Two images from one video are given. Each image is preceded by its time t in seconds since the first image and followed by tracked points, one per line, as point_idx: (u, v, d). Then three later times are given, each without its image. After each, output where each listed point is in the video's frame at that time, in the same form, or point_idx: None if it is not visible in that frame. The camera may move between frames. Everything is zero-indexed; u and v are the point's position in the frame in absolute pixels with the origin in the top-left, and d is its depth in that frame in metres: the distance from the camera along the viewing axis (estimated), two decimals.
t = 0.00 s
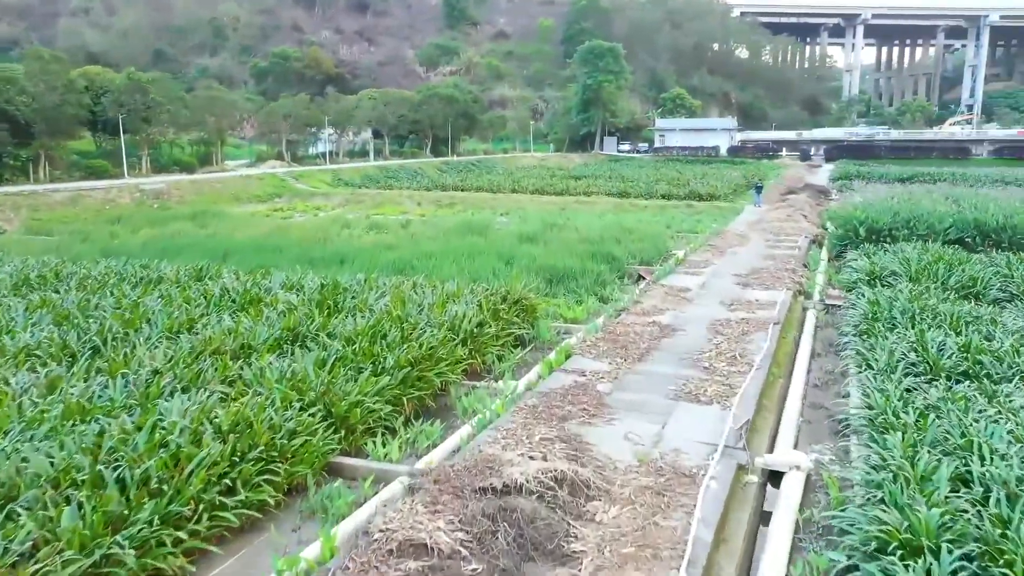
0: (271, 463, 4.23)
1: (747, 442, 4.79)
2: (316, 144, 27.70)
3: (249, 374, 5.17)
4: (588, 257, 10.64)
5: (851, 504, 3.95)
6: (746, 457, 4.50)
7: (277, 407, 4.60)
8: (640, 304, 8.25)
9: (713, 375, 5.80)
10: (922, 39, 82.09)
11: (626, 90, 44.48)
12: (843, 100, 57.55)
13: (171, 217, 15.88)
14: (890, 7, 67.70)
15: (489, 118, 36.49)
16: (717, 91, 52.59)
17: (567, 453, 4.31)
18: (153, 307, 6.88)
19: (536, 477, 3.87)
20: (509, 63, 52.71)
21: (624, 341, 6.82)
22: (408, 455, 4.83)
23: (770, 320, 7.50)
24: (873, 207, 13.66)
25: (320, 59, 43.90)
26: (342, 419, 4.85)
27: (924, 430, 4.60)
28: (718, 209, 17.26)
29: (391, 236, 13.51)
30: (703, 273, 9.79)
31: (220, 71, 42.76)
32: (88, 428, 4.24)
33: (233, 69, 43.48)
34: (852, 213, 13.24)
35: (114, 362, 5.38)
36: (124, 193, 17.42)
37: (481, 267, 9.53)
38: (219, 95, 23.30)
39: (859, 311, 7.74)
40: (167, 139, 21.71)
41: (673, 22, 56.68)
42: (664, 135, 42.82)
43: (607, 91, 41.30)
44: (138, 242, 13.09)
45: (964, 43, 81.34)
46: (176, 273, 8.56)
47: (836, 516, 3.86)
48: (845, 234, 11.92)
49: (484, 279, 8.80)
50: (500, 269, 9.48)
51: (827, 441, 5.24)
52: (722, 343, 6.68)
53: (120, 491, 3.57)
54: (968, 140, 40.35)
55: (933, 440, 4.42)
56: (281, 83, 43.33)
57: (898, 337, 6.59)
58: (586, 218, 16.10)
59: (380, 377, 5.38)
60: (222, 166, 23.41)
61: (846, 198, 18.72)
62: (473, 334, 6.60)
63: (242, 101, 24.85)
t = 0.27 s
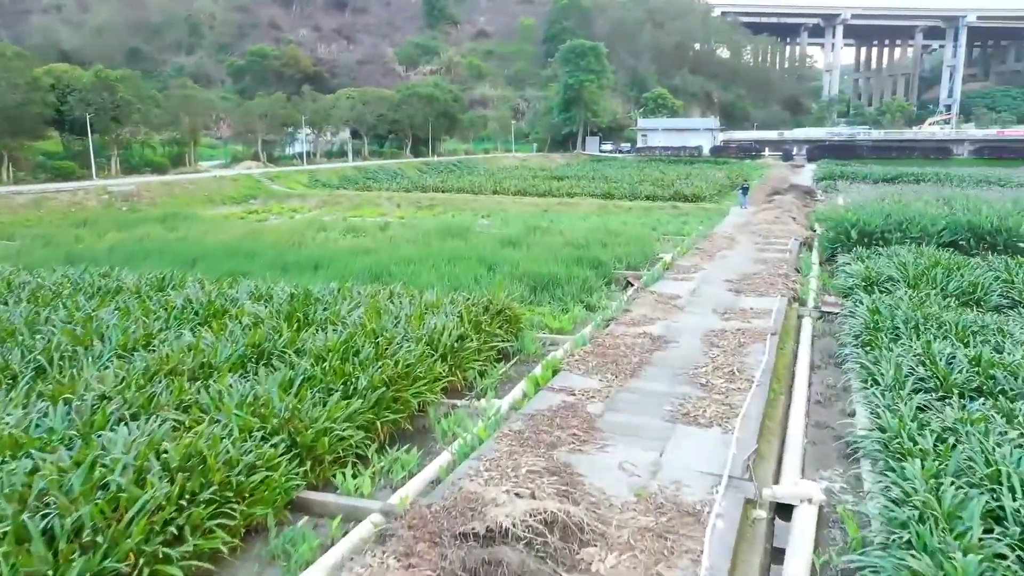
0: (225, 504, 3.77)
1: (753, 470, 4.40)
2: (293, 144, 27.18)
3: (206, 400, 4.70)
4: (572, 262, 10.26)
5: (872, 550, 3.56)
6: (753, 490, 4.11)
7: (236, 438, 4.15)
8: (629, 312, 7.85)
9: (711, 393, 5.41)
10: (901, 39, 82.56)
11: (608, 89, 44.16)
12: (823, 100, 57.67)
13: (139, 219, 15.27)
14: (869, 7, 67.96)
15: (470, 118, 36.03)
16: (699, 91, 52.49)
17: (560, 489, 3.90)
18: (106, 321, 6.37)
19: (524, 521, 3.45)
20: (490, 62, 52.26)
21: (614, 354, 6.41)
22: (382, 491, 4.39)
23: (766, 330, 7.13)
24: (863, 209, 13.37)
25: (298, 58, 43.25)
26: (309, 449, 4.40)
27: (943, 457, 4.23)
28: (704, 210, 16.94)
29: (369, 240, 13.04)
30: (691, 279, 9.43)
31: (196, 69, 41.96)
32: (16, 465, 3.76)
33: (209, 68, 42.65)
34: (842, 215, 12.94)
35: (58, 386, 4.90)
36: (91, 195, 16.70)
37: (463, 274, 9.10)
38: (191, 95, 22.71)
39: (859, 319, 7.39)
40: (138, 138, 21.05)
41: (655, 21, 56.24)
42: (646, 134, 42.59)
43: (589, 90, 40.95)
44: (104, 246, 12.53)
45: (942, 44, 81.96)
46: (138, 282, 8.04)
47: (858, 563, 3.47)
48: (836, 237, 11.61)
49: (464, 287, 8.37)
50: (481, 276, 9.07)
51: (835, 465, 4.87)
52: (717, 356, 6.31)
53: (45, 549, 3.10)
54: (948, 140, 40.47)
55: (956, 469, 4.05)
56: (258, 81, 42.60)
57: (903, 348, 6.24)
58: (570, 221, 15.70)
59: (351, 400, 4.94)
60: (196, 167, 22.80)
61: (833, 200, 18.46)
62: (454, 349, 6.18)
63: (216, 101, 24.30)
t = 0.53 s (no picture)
0: (172, 557, 3.32)
1: (763, 503, 4.01)
2: (270, 145, 26.59)
3: (157, 429, 4.24)
4: (558, 267, 9.86)
5: None
6: (766, 530, 3.71)
7: (188, 477, 3.69)
8: (619, 321, 7.45)
9: (712, 413, 5.01)
10: (881, 40, 82.95)
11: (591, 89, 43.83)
12: (805, 100, 57.76)
13: (107, 223, 14.66)
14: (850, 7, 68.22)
15: (452, 117, 35.56)
16: (681, 91, 52.32)
17: (554, 534, 3.49)
18: (56, 336, 5.86)
19: None
20: (472, 61, 51.79)
21: (605, 369, 6.00)
22: (354, 531, 3.96)
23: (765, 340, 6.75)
24: (854, 211, 13.08)
25: (277, 56, 42.56)
26: (271, 487, 3.96)
27: (972, 489, 3.86)
28: (690, 212, 16.60)
29: (346, 244, 12.56)
30: (682, 285, 9.04)
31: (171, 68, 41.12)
32: None
33: (186, 66, 41.79)
34: (833, 217, 12.63)
35: None
36: (57, 197, 16.01)
37: (444, 281, 8.67)
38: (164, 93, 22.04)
39: (861, 328, 7.04)
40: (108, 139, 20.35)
41: (638, 20, 56.03)
42: (630, 134, 42.31)
43: (572, 90, 40.57)
44: (67, 252, 11.94)
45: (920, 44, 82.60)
46: (96, 292, 7.52)
47: None
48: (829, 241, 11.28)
49: (446, 296, 7.94)
50: (463, 283, 8.65)
51: (849, 495, 4.48)
52: (716, 371, 5.92)
53: None
54: (930, 140, 40.55)
55: (989, 504, 3.68)
56: (235, 80, 41.83)
57: (911, 360, 5.88)
58: (555, 223, 15.29)
59: (320, 428, 4.50)
60: (169, 168, 22.15)
61: (820, 201, 18.20)
62: (435, 366, 5.74)
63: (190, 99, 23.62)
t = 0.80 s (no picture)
0: None
1: (780, 545, 3.60)
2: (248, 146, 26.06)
3: (100, 468, 3.76)
4: (544, 273, 9.46)
5: None
6: None
7: (129, 530, 3.22)
8: (612, 332, 7.04)
9: (718, 439, 4.60)
10: (862, 40, 83.29)
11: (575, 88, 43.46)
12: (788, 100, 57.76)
13: (75, 227, 14.05)
14: (832, 7, 68.33)
15: (434, 117, 35.03)
16: (665, 91, 52.12)
17: None
18: None
19: None
20: (454, 61, 51.30)
21: (598, 387, 5.58)
22: None
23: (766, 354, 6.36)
24: (848, 212, 12.75)
25: (256, 54, 41.88)
26: (230, 534, 3.50)
27: (1013, 530, 3.47)
28: (678, 214, 16.22)
29: (324, 249, 12.04)
30: (675, 292, 8.65)
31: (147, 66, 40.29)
32: None
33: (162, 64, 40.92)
34: (829, 219, 12.28)
35: None
36: (23, 200, 15.34)
37: (424, 289, 8.22)
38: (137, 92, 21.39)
39: (867, 340, 6.66)
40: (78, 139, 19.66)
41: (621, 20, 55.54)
42: (614, 134, 42.01)
43: (556, 89, 40.15)
44: (30, 258, 11.36)
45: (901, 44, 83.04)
46: (50, 303, 7.00)
47: None
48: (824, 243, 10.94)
49: (427, 307, 7.50)
50: (446, 291, 8.20)
51: (869, 531, 4.09)
52: (717, 389, 5.51)
53: None
54: (913, 140, 40.59)
55: None
56: (213, 80, 41.08)
57: (925, 377, 5.50)
58: (542, 226, 14.87)
59: (287, 463, 4.04)
60: (143, 169, 21.52)
61: (809, 204, 17.91)
62: (416, 386, 5.30)
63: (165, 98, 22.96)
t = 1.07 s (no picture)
0: None
1: None
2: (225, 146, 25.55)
3: (33, 516, 3.29)
4: (531, 280, 9.02)
5: None
6: None
7: None
8: (606, 344, 6.62)
9: (727, 469, 4.19)
10: (845, 40, 83.51)
11: (559, 88, 43.09)
12: (772, 100, 57.71)
13: (40, 230, 13.43)
14: (815, 8, 68.43)
15: (417, 117, 34.55)
16: (650, 90, 51.86)
17: None
18: None
19: None
20: (437, 60, 50.80)
21: (593, 408, 5.15)
22: None
23: (770, 369, 5.97)
24: (842, 215, 12.43)
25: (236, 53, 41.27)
26: None
27: None
28: (667, 217, 15.86)
29: (301, 254, 11.55)
30: (668, 300, 8.24)
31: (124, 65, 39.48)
32: None
33: (139, 62, 40.08)
34: (823, 222, 11.94)
35: None
36: None
37: (405, 298, 7.79)
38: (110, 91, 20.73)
39: (876, 352, 6.28)
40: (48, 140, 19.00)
41: (605, 19, 55.24)
42: (598, 134, 41.69)
43: (541, 89, 39.73)
44: None
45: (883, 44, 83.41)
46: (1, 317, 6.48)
47: None
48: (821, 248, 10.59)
49: (408, 319, 7.07)
50: (428, 301, 7.78)
51: None
52: (721, 410, 5.10)
53: None
54: (898, 140, 40.57)
55: None
56: (192, 79, 40.34)
57: (943, 395, 5.13)
58: (528, 229, 14.45)
59: (247, 507, 3.58)
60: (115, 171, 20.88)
61: (798, 205, 17.61)
62: (395, 409, 4.85)
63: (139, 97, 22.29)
